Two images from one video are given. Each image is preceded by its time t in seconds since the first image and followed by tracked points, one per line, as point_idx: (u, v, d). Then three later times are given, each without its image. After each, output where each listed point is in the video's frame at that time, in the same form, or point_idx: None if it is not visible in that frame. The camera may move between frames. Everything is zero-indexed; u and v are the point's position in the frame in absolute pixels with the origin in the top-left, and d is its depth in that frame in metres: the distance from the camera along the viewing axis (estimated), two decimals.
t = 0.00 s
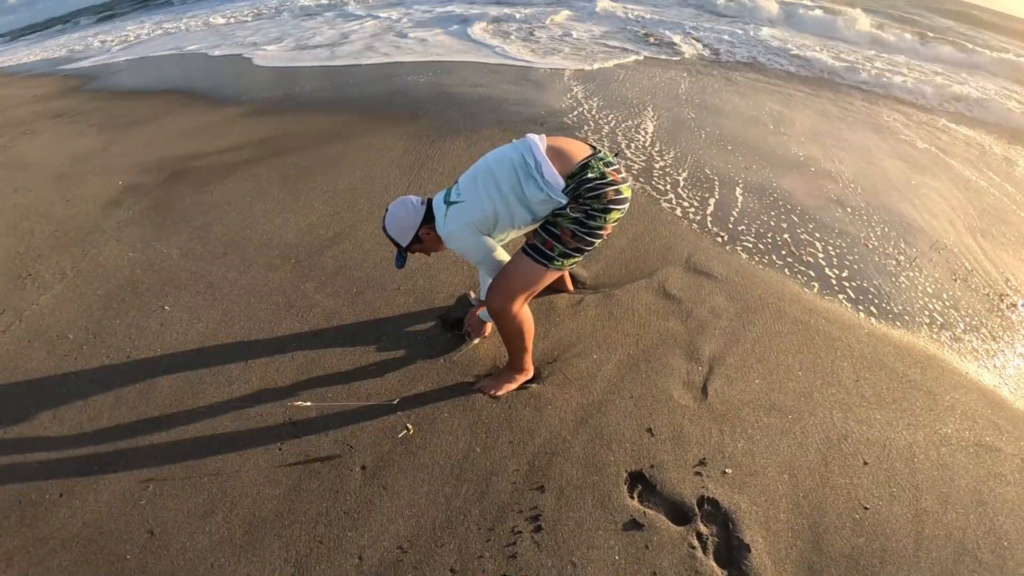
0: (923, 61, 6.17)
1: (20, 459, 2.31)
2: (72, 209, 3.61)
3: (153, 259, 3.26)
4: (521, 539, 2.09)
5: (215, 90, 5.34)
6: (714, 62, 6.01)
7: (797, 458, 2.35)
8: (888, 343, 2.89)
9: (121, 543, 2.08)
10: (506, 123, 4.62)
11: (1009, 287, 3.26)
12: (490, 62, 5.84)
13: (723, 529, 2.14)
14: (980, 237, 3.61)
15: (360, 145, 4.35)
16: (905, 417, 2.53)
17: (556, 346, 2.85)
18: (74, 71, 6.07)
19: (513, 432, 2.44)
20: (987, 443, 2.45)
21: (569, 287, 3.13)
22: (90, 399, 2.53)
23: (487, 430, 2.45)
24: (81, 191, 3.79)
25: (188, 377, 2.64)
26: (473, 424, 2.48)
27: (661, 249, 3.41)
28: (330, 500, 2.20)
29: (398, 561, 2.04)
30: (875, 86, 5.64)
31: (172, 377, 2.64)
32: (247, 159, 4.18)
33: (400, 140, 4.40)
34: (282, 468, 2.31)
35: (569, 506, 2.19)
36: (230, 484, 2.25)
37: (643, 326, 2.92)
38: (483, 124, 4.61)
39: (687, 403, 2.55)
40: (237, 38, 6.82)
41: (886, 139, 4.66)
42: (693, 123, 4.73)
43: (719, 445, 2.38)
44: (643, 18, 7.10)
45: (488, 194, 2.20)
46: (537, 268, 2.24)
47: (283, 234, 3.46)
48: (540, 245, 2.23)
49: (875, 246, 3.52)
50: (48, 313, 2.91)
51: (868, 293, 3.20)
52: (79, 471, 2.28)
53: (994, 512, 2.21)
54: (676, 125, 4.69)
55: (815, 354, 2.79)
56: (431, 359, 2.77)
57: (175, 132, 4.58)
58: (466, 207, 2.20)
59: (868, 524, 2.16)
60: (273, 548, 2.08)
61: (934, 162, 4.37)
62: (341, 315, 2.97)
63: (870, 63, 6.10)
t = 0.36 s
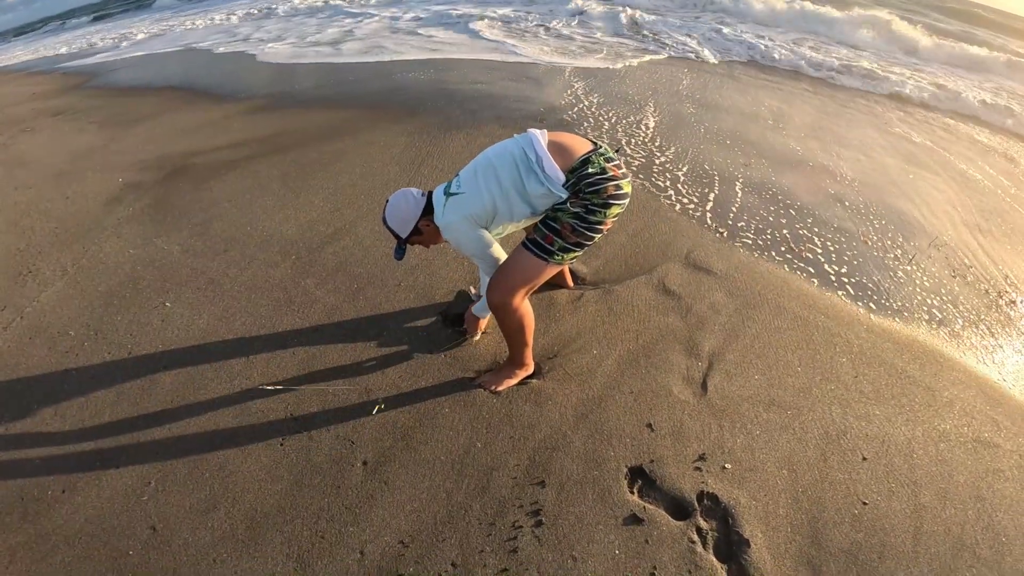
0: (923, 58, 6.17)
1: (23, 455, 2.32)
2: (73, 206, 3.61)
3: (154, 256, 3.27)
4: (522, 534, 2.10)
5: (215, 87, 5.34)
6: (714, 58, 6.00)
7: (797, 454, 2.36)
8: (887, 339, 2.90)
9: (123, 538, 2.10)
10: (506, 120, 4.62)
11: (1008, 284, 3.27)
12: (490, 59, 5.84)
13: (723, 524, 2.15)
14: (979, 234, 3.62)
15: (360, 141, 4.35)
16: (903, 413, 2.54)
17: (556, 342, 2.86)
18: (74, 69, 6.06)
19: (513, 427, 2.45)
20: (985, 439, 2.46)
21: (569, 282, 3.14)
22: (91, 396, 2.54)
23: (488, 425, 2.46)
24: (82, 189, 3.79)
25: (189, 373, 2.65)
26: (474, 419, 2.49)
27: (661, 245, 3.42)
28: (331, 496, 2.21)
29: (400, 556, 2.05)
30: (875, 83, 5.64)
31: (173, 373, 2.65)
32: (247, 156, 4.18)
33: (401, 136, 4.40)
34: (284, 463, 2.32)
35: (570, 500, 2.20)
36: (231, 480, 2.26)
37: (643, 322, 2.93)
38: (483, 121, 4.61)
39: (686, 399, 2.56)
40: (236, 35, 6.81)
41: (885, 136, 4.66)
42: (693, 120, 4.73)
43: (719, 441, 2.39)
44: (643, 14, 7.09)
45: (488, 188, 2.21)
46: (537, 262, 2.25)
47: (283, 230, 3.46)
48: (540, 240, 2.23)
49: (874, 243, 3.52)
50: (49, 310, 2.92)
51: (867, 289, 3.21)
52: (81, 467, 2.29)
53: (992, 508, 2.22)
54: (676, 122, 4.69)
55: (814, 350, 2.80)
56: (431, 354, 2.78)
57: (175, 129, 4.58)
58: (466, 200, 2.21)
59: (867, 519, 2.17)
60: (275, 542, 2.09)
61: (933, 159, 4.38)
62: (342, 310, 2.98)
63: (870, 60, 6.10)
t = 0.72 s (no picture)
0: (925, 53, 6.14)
1: (21, 450, 2.31)
2: (71, 203, 3.61)
3: (153, 251, 3.26)
4: (520, 529, 2.09)
5: (214, 83, 5.33)
6: (716, 55, 5.97)
7: (796, 449, 2.36)
8: (887, 334, 2.89)
9: (120, 534, 2.09)
10: (505, 116, 4.61)
11: (1009, 280, 3.26)
12: (490, 55, 5.82)
13: (722, 520, 2.14)
14: (979, 230, 3.61)
15: (359, 137, 4.34)
16: (903, 409, 2.53)
17: (555, 337, 2.85)
18: (73, 66, 6.05)
19: (512, 422, 2.45)
20: (986, 434, 2.45)
21: (569, 277, 3.13)
22: (89, 391, 2.53)
23: (487, 420, 2.46)
24: (80, 185, 3.78)
25: (188, 368, 2.64)
26: (472, 414, 2.48)
27: (660, 240, 3.41)
28: (329, 491, 2.21)
29: (398, 551, 2.04)
30: (877, 79, 5.62)
31: (172, 368, 2.64)
32: (246, 152, 4.17)
33: (400, 132, 4.39)
34: (282, 458, 2.31)
35: (568, 496, 2.19)
36: (229, 475, 2.26)
37: (643, 317, 2.92)
38: (482, 116, 4.59)
39: (686, 394, 2.55)
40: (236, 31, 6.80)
41: (886, 131, 4.65)
42: (693, 115, 4.71)
43: (718, 436, 2.39)
44: (644, 9, 7.06)
45: (486, 178, 2.20)
46: (534, 255, 2.25)
47: (282, 226, 3.45)
48: (537, 232, 2.23)
49: (874, 239, 3.51)
50: (47, 306, 2.91)
51: (867, 284, 3.20)
52: (79, 462, 2.28)
53: (992, 504, 2.21)
54: (676, 117, 4.68)
55: (814, 345, 2.79)
56: (430, 349, 2.77)
57: (174, 126, 4.57)
58: (464, 190, 2.20)
59: (866, 515, 2.16)
60: (273, 538, 2.08)
61: (934, 154, 4.37)
62: (340, 305, 2.97)
63: (871, 56, 6.08)
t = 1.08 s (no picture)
0: (928, 47, 6.10)
1: (20, 448, 2.32)
2: (71, 201, 3.61)
3: (153, 249, 3.26)
4: (518, 527, 2.09)
5: (214, 81, 5.32)
6: (717, 50, 5.95)
7: (795, 446, 2.35)
8: (887, 331, 2.88)
9: (119, 531, 2.09)
10: (505, 113, 4.61)
11: (1010, 277, 3.25)
12: (490, 51, 5.81)
13: (720, 518, 2.14)
14: (980, 227, 3.60)
15: (359, 134, 4.34)
16: (903, 407, 2.52)
17: (554, 334, 2.84)
18: (73, 64, 6.05)
19: (510, 419, 2.44)
20: (986, 432, 2.44)
21: (568, 274, 3.12)
22: (89, 389, 2.53)
23: (485, 417, 2.45)
24: (80, 183, 3.78)
25: (187, 365, 2.64)
26: (471, 411, 2.48)
27: (660, 237, 3.40)
28: (327, 488, 2.21)
29: (395, 548, 2.04)
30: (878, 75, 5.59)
31: (171, 365, 2.64)
32: (246, 149, 4.17)
33: (400, 129, 4.39)
34: (280, 455, 2.31)
35: (566, 493, 2.19)
36: (227, 474, 2.26)
37: (641, 314, 2.91)
38: (482, 113, 4.59)
39: (685, 390, 2.55)
40: (236, 29, 6.79)
41: (887, 127, 4.63)
42: (694, 112, 4.70)
43: (717, 433, 2.38)
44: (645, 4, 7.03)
45: (485, 175, 2.20)
46: (532, 251, 2.24)
47: (282, 223, 3.46)
48: (535, 228, 2.22)
49: (875, 235, 3.50)
50: (47, 303, 2.92)
51: (868, 281, 3.19)
52: (79, 460, 2.29)
53: (992, 502, 2.21)
54: (676, 114, 4.67)
55: (814, 342, 2.78)
56: (429, 346, 2.77)
57: (174, 123, 4.57)
58: (463, 187, 2.20)
59: (865, 512, 2.16)
60: (271, 535, 2.08)
61: (936, 151, 4.35)
62: (339, 302, 2.97)
63: (873, 52, 6.06)
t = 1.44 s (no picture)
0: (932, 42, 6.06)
1: (21, 447, 2.32)
2: (71, 200, 3.61)
3: (153, 247, 3.26)
4: (518, 525, 2.09)
5: (214, 79, 5.32)
6: (719, 47, 5.93)
7: (795, 445, 2.35)
8: (888, 328, 2.87)
9: (120, 530, 2.09)
10: (505, 110, 4.60)
11: (1011, 275, 3.24)
12: (490, 48, 5.80)
13: (720, 516, 2.13)
14: (982, 224, 3.59)
15: (359, 132, 4.33)
16: (904, 405, 2.52)
17: (554, 332, 2.84)
18: (73, 63, 6.05)
19: (510, 417, 2.44)
20: (986, 431, 2.44)
21: (569, 272, 3.12)
22: (89, 388, 2.53)
23: (485, 416, 2.45)
24: (80, 182, 3.78)
25: (187, 364, 2.64)
26: (471, 409, 2.48)
27: (660, 234, 3.39)
28: (328, 487, 2.21)
29: (395, 547, 2.04)
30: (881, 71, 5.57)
31: (171, 364, 2.64)
32: (246, 148, 4.17)
33: (400, 127, 4.38)
34: (280, 454, 2.31)
35: (566, 491, 2.19)
36: (227, 473, 2.26)
37: (642, 311, 2.91)
38: (482, 111, 4.58)
39: (685, 389, 2.54)
40: (236, 27, 6.78)
41: (889, 125, 4.62)
42: (694, 109, 4.69)
43: (717, 431, 2.38)
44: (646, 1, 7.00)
45: (486, 176, 2.19)
46: (534, 251, 2.24)
47: (282, 221, 3.45)
48: (537, 228, 2.22)
49: (876, 233, 3.49)
50: (48, 302, 2.92)
51: (868, 279, 3.19)
52: (79, 459, 2.29)
53: (993, 501, 2.20)
54: (677, 111, 4.65)
55: (815, 340, 2.78)
56: (429, 345, 2.77)
57: (174, 122, 4.57)
58: (464, 189, 2.19)
59: (865, 511, 2.16)
60: (271, 534, 2.09)
61: (937, 148, 4.34)
62: (340, 301, 2.97)
63: (875, 47, 6.03)
